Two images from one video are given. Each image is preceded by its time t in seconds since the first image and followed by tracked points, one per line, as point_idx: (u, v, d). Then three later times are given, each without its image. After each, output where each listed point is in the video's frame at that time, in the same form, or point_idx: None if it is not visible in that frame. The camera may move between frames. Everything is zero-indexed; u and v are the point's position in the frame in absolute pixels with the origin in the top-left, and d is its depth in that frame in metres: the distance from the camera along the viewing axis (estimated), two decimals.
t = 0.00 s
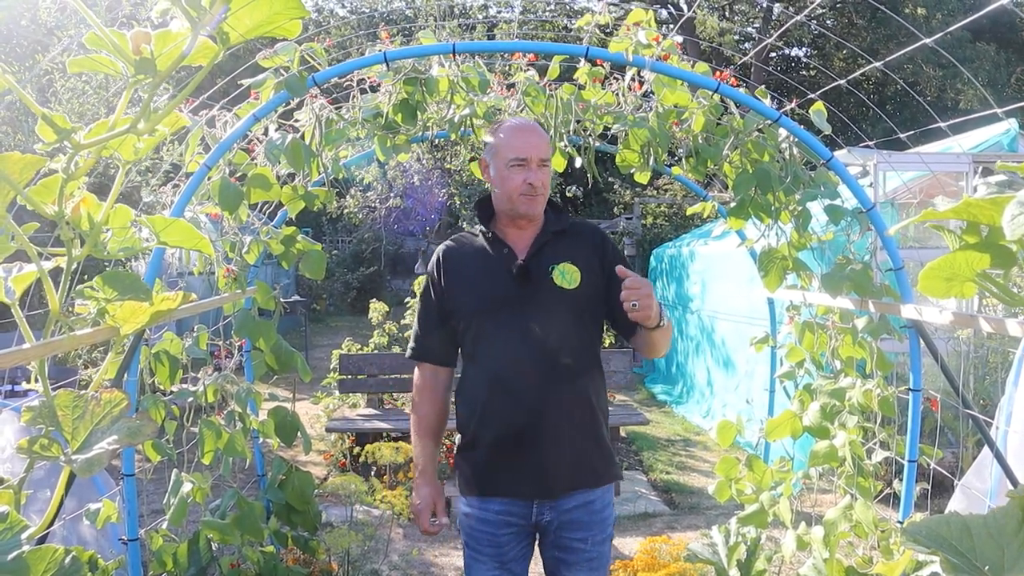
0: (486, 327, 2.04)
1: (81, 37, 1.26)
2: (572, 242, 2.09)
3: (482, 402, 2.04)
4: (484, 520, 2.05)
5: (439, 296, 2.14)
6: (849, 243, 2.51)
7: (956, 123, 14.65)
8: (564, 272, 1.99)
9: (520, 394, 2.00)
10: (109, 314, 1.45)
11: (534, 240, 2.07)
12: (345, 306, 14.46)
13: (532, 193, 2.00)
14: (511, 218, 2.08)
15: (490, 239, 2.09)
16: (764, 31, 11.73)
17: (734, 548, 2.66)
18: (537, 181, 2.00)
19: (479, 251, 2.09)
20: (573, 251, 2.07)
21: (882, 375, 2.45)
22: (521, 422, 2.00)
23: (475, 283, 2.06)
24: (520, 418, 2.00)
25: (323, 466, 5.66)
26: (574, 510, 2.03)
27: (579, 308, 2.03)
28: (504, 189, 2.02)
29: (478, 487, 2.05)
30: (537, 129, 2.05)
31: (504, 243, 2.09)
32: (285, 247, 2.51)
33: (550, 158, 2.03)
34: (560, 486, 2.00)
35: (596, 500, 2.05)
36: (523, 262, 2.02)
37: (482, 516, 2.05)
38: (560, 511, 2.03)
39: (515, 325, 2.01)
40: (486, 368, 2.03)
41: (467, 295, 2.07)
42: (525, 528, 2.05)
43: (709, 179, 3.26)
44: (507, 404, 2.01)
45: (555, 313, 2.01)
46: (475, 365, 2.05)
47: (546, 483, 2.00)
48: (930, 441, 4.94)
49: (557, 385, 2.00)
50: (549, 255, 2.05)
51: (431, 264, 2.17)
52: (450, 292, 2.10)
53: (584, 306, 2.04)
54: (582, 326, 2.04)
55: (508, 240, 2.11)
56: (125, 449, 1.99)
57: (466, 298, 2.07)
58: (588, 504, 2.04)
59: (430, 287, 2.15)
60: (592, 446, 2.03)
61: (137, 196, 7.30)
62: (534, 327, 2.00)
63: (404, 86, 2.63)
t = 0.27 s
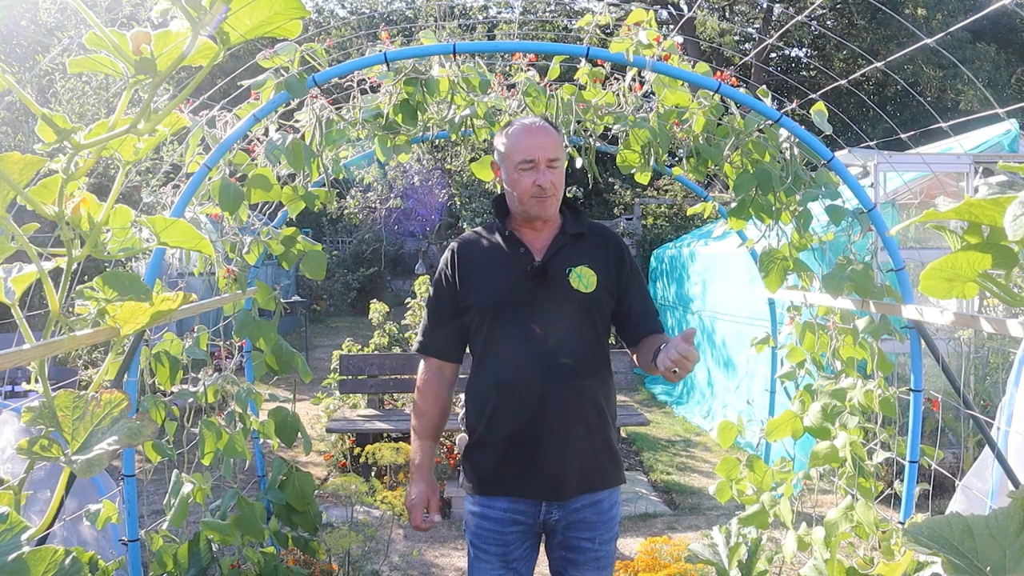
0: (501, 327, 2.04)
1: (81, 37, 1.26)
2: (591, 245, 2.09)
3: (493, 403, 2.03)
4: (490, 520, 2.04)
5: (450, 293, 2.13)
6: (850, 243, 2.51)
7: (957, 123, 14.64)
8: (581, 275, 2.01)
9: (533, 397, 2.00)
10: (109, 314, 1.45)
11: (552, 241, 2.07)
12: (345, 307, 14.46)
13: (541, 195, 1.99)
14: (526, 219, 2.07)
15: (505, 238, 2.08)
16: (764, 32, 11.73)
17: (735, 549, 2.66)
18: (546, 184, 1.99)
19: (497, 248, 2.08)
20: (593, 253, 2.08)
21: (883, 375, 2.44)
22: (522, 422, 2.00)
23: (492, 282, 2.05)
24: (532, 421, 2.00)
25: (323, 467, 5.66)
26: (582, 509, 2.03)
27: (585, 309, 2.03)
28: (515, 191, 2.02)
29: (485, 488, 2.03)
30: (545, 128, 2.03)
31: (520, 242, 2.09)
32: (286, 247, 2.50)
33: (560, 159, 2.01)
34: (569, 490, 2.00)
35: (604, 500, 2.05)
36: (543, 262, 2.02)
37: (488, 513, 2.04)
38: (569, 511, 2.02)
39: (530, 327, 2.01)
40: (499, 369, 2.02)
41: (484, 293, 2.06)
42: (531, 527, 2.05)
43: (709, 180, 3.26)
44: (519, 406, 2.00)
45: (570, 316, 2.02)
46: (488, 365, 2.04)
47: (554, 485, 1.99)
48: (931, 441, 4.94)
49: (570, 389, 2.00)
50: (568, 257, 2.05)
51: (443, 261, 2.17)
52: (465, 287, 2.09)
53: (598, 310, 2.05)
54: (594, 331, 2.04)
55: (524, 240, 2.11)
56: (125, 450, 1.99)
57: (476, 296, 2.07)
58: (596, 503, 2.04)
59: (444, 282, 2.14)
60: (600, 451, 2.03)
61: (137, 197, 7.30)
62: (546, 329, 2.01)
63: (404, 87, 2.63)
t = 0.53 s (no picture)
0: (501, 326, 2.04)
1: (81, 37, 1.26)
2: (597, 250, 2.07)
3: (489, 402, 2.03)
4: (474, 516, 2.05)
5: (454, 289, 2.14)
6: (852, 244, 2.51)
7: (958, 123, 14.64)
8: (583, 280, 2.00)
9: (528, 399, 2.00)
10: (109, 315, 1.45)
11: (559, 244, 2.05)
12: (346, 307, 14.46)
13: (537, 195, 1.98)
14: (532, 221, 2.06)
15: (511, 238, 2.07)
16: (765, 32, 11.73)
17: (736, 550, 2.65)
18: (542, 185, 1.98)
19: (502, 246, 2.07)
20: (597, 259, 2.06)
21: (884, 376, 2.44)
22: (518, 423, 2.00)
23: (495, 282, 2.05)
24: (526, 423, 2.00)
25: (323, 467, 5.66)
26: (562, 516, 2.02)
27: (588, 314, 2.02)
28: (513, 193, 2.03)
29: (475, 486, 2.04)
30: (544, 129, 2.02)
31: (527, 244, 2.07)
32: (286, 248, 2.50)
33: (558, 161, 1.99)
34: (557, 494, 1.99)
35: (585, 508, 2.03)
36: (546, 264, 2.01)
37: (473, 507, 2.05)
38: (546, 515, 2.02)
39: (529, 328, 2.01)
40: (497, 369, 2.02)
41: (485, 291, 2.06)
42: (512, 527, 2.04)
43: (710, 180, 3.26)
44: (514, 407, 2.00)
45: (570, 320, 2.00)
46: (486, 364, 2.04)
47: (543, 488, 1.99)
48: (932, 442, 4.94)
49: (565, 393, 1.99)
50: (573, 260, 2.04)
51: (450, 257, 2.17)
52: (468, 284, 2.10)
53: (599, 316, 2.04)
54: (594, 336, 2.03)
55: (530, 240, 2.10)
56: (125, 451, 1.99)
57: (479, 295, 2.07)
58: (578, 510, 2.02)
59: (448, 276, 2.14)
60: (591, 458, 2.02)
61: (137, 197, 7.30)
62: (545, 331, 2.00)
63: (405, 87, 2.63)
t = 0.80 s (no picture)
0: (498, 326, 2.04)
1: (81, 37, 1.26)
2: (595, 250, 2.05)
3: (488, 402, 2.04)
4: (475, 515, 2.06)
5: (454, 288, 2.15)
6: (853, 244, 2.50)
7: (959, 123, 14.65)
8: (578, 281, 1.98)
9: (526, 400, 2.00)
10: (109, 315, 1.45)
11: (556, 242, 2.05)
12: (347, 307, 14.46)
13: (532, 194, 1.98)
14: (528, 219, 2.06)
15: (508, 237, 2.07)
16: (766, 32, 11.72)
17: (736, 550, 2.65)
18: (537, 183, 1.98)
19: (500, 247, 2.07)
20: (595, 258, 2.04)
21: (885, 376, 2.44)
22: (516, 423, 2.00)
23: (493, 282, 2.05)
24: (523, 424, 2.00)
25: (324, 467, 5.66)
26: (562, 516, 2.01)
27: (585, 315, 2.00)
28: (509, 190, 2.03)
29: (474, 486, 2.05)
30: (541, 128, 2.02)
31: (523, 243, 2.07)
32: (287, 248, 2.51)
33: (554, 160, 1.99)
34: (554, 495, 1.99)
35: (585, 508, 2.02)
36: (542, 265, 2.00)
37: (473, 506, 2.07)
38: (545, 515, 2.01)
39: (526, 329, 2.01)
40: (496, 370, 2.02)
41: (484, 291, 2.06)
42: (512, 526, 2.04)
43: (711, 180, 3.26)
44: (512, 408, 2.01)
45: (567, 321, 1.99)
46: (485, 365, 2.05)
47: (540, 489, 1.99)
48: (933, 442, 4.94)
49: (563, 394, 1.99)
50: (570, 260, 2.02)
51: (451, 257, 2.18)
52: (468, 284, 2.10)
53: (598, 317, 2.02)
54: (593, 337, 2.01)
55: (529, 240, 2.10)
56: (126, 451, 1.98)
57: (477, 295, 2.07)
58: (577, 510, 2.01)
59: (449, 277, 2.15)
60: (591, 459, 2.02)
61: (138, 198, 7.30)
62: (541, 331, 1.99)
63: (406, 87, 2.63)
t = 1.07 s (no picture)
0: (505, 327, 2.04)
1: (82, 37, 1.26)
2: (600, 248, 2.04)
3: (496, 402, 2.04)
4: (484, 515, 2.06)
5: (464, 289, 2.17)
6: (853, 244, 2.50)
7: (959, 123, 14.64)
8: (583, 280, 1.97)
9: (533, 399, 1.99)
10: (110, 314, 1.45)
11: (560, 241, 2.04)
12: (347, 306, 14.46)
13: (529, 189, 1.98)
14: (530, 217, 2.06)
15: (513, 239, 2.08)
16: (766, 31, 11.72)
17: (736, 550, 2.66)
18: (533, 178, 1.98)
19: (506, 250, 2.08)
20: (600, 256, 2.02)
21: (885, 376, 2.44)
22: (519, 422, 2.00)
23: (497, 282, 2.06)
24: (529, 424, 1.99)
25: (325, 467, 5.67)
26: (571, 514, 1.99)
27: (588, 313, 1.98)
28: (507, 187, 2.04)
29: (482, 486, 2.05)
30: (539, 125, 2.02)
31: (528, 243, 2.08)
32: (287, 247, 2.51)
33: (550, 154, 1.99)
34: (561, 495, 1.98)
35: (596, 508, 2.00)
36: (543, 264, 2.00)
37: (483, 506, 2.07)
38: (557, 513, 2.00)
39: (530, 327, 2.01)
40: (500, 369, 2.03)
41: (492, 293, 2.07)
42: (523, 526, 2.03)
43: (711, 179, 3.26)
44: (519, 408, 2.00)
45: (573, 320, 1.98)
46: (492, 365, 2.05)
47: (548, 490, 1.98)
48: (933, 442, 4.94)
49: (569, 394, 1.98)
50: (575, 259, 2.01)
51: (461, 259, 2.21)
52: (477, 286, 2.12)
53: (603, 315, 2.00)
54: (600, 336, 1.99)
55: (535, 241, 2.10)
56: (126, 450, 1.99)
57: (483, 294, 2.09)
58: (587, 509, 2.00)
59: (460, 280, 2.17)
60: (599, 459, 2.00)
61: (138, 197, 7.30)
62: (548, 331, 1.99)
63: (406, 87, 2.63)
